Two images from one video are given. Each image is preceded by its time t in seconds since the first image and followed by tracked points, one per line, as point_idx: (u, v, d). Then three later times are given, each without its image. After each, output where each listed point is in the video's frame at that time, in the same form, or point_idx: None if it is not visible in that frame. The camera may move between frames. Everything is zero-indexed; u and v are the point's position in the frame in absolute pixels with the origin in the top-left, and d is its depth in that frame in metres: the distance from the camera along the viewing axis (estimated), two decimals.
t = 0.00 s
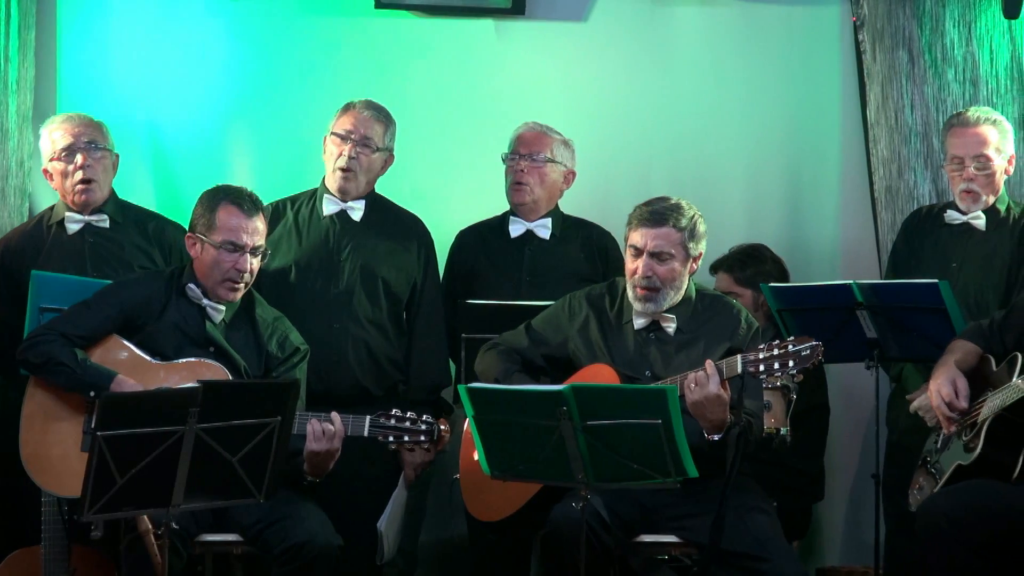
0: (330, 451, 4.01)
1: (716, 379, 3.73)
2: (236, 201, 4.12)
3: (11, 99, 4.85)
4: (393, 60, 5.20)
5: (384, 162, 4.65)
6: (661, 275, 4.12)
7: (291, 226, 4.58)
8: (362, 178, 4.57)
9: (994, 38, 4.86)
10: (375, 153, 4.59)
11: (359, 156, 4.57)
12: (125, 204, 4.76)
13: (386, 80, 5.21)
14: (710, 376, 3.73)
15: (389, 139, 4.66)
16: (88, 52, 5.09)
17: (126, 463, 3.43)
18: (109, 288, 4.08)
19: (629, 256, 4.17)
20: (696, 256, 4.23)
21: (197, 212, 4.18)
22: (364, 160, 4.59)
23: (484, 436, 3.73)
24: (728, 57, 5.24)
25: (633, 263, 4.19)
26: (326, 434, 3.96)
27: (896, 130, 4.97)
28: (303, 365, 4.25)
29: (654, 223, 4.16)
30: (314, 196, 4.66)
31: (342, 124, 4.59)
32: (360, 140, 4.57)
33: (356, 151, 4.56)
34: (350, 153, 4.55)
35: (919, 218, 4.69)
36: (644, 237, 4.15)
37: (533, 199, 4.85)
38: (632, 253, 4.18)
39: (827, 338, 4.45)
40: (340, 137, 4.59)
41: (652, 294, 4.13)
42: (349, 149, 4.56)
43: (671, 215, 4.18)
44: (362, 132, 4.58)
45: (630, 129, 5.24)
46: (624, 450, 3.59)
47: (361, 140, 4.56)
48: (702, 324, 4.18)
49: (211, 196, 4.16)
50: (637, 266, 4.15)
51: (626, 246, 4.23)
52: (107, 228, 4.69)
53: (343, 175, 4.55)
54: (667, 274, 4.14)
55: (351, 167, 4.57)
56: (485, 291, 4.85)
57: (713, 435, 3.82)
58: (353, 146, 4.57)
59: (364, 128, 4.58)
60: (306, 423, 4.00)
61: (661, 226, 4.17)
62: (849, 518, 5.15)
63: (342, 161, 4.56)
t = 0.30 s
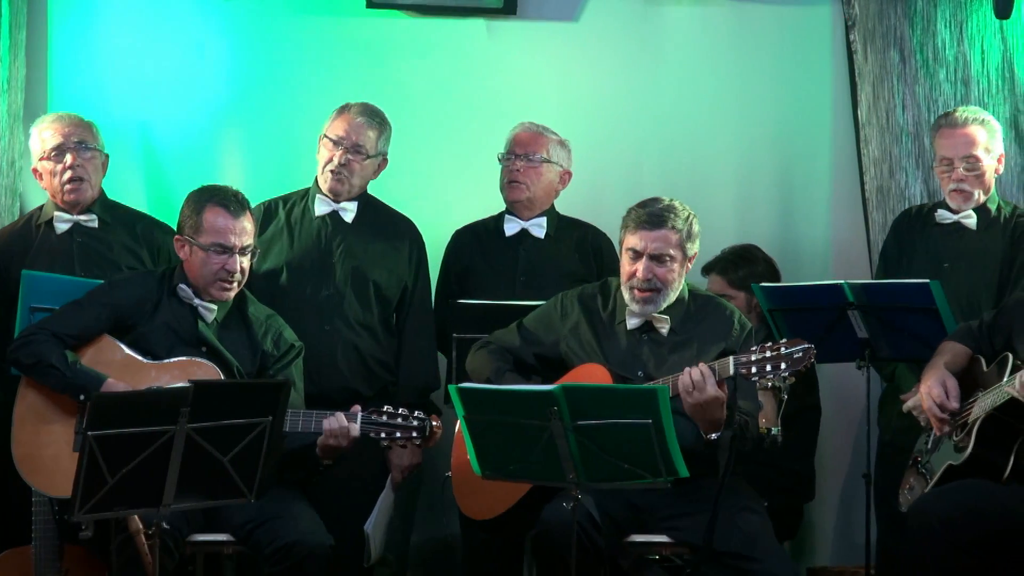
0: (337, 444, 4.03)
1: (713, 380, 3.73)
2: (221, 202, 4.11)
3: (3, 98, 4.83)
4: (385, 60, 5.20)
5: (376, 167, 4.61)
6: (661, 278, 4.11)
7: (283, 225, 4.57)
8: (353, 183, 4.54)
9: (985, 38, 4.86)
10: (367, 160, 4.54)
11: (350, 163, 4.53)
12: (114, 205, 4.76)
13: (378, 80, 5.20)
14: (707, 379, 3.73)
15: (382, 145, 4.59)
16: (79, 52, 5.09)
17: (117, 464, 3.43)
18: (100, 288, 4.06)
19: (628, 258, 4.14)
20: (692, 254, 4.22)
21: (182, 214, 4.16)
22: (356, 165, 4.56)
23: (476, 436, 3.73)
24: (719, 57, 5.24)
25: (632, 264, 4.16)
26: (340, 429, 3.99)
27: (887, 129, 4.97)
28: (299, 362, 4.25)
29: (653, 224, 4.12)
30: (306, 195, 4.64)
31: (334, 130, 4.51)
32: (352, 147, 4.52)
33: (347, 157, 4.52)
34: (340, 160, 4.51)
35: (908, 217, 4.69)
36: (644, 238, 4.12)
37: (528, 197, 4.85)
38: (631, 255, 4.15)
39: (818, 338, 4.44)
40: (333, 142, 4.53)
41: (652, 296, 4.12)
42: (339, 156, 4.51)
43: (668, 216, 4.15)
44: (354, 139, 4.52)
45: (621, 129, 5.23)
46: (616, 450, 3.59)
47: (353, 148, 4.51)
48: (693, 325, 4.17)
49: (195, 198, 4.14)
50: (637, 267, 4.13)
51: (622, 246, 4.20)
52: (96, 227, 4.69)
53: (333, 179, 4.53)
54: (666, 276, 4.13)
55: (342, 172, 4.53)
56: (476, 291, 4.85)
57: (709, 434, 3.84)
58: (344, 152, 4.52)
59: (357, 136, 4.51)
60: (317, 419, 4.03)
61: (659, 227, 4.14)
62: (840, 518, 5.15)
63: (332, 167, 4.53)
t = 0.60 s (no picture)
0: (329, 448, 4.01)
1: (709, 378, 3.74)
2: (207, 204, 4.11)
3: None
4: (376, 60, 5.20)
5: (368, 168, 4.63)
6: (655, 279, 4.10)
7: (274, 227, 4.57)
8: (347, 184, 4.55)
9: (976, 38, 4.87)
10: (360, 159, 4.57)
11: (344, 162, 4.54)
12: (111, 205, 4.75)
13: (370, 80, 5.20)
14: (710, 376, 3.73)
15: (374, 145, 4.62)
16: (70, 54, 5.09)
17: (107, 464, 3.42)
18: (90, 288, 4.06)
19: (622, 260, 4.12)
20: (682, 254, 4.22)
21: (170, 216, 4.16)
22: (349, 165, 4.57)
23: (467, 436, 3.72)
24: (710, 57, 5.24)
25: (626, 266, 4.14)
26: (335, 435, 3.99)
27: (878, 130, 4.96)
28: (289, 362, 4.23)
29: (645, 225, 4.10)
30: (297, 196, 4.64)
31: (327, 129, 4.54)
32: (346, 146, 4.53)
33: (341, 156, 4.53)
34: (335, 159, 4.52)
35: (897, 216, 4.70)
36: (638, 240, 4.10)
37: (522, 199, 4.85)
38: (623, 257, 4.13)
39: (809, 338, 4.44)
40: (325, 141, 4.54)
41: (646, 297, 4.11)
42: (334, 155, 4.52)
43: (659, 217, 4.14)
44: (348, 138, 4.54)
45: (613, 129, 5.23)
46: (606, 450, 3.59)
47: (347, 147, 4.53)
48: (684, 326, 4.17)
49: (182, 199, 4.14)
50: (632, 270, 4.10)
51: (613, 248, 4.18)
52: (93, 228, 4.67)
53: (327, 179, 4.52)
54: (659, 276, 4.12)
55: (335, 173, 4.54)
56: (467, 291, 4.85)
57: (706, 425, 3.89)
58: (338, 152, 4.53)
59: (350, 135, 4.54)
60: (310, 424, 4.05)
61: (650, 228, 4.13)
62: (831, 518, 5.15)
63: (326, 167, 4.53)
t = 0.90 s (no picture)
0: (317, 451, 4.00)
1: (704, 377, 3.73)
2: (189, 205, 4.07)
3: None
4: (366, 60, 5.20)
5: (355, 160, 4.64)
6: (646, 278, 4.11)
7: (262, 226, 4.55)
8: (335, 177, 4.56)
9: (964, 39, 4.86)
10: (347, 151, 4.58)
11: (332, 154, 4.55)
12: (109, 204, 4.76)
13: (360, 79, 5.21)
14: (702, 376, 3.72)
15: (360, 137, 4.64)
16: (59, 56, 5.10)
17: (96, 464, 3.42)
18: (80, 286, 4.03)
19: (613, 261, 4.12)
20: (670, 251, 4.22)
21: (153, 217, 4.12)
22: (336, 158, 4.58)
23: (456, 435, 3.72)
24: (700, 57, 5.24)
25: (616, 267, 4.13)
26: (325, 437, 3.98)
27: (867, 130, 4.98)
28: (279, 359, 4.21)
29: (634, 225, 4.10)
30: (285, 196, 4.63)
31: (312, 124, 4.55)
32: (332, 138, 4.55)
33: (328, 149, 4.55)
34: (322, 152, 4.54)
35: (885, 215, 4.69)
36: (627, 240, 4.09)
37: (513, 198, 4.85)
38: (613, 259, 4.13)
39: (799, 338, 4.44)
40: (310, 136, 4.56)
41: (638, 297, 4.12)
42: (321, 148, 4.54)
43: (646, 217, 4.13)
44: (333, 130, 4.56)
45: (603, 129, 5.23)
46: (595, 449, 3.59)
47: (334, 139, 4.54)
48: (674, 324, 4.17)
49: (165, 199, 4.09)
50: (623, 270, 4.10)
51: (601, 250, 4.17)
52: (91, 228, 4.67)
53: (317, 175, 4.54)
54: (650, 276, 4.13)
55: (324, 167, 4.55)
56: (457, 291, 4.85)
57: (697, 424, 3.87)
58: (325, 144, 4.55)
59: (337, 127, 4.56)
60: (299, 426, 4.05)
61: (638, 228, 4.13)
62: (820, 518, 5.15)
63: (314, 161, 4.54)
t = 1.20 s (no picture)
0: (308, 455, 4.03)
1: (696, 377, 3.73)
2: (179, 205, 4.06)
3: None
4: (355, 60, 5.20)
5: (343, 157, 4.65)
6: (638, 275, 4.10)
7: (251, 226, 4.55)
8: (324, 174, 4.57)
9: (954, 38, 4.87)
10: (334, 148, 4.59)
11: (319, 151, 4.57)
12: (101, 204, 4.77)
13: (350, 79, 5.21)
14: (694, 378, 3.73)
15: (346, 134, 4.65)
16: (51, 57, 5.11)
17: (86, 463, 3.42)
18: (70, 286, 4.00)
19: (605, 258, 4.10)
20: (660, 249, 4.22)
21: (142, 218, 4.12)
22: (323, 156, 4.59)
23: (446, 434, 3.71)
24: (690, 57, 5.24)
25: (608, 264, 4.12)
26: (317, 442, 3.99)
27: (857, 130, 5.00)
28: (271, 358, 4.21)
29: (625, 222, 4.11)
30: (273, 196, 4.63)
31: (299, 122, 4.57)
32: (319, 135, 4.56)
33: (315, 146, 4.56)
34: (310, 150, 4.55)
35: (870, 215, 4.69)
36: (619, 237, 4.09)
37: (502, 198, 4.85)
38: (604, 256, 4.12)
39: (789, 338, 4.43)
40: (297, 134, 4.56)
41: (630, 294, 4.11)
42: (308, 146, 4.55)
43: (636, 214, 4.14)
44: (320, 127, 4.57)
45: (594, 129, 5.24)
46: (585, 449, 3.58)
47: (321, 135, 4.56)
48: (665, 322, 4.17)
49: (155, 200, 4.09)
50: (616, 266, 4.09)
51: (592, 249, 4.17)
52: (84, 229, 4.69)
53: (305, 173, 4.54)
54: (642, 273, 4.12)
55: (312, 165, 4.56)
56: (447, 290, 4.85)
57: (690, 427, 3.86)
58: (312, 142, 4.56)
59: (323, 124, 4.57)
60: (291, 430, 4.04)
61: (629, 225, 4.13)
62: (811, 517, 5.15)
63: (302, 159, 4.55)
